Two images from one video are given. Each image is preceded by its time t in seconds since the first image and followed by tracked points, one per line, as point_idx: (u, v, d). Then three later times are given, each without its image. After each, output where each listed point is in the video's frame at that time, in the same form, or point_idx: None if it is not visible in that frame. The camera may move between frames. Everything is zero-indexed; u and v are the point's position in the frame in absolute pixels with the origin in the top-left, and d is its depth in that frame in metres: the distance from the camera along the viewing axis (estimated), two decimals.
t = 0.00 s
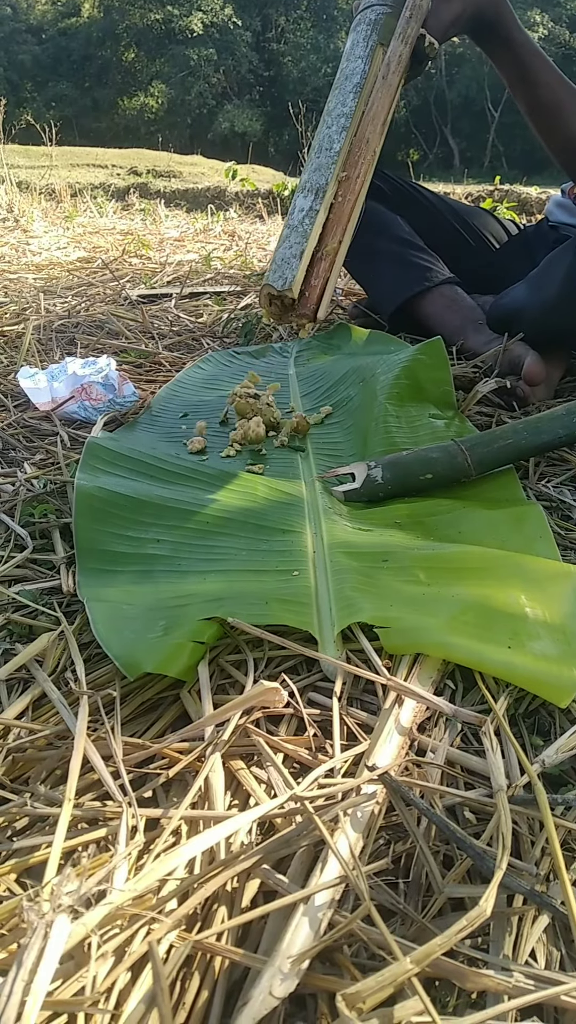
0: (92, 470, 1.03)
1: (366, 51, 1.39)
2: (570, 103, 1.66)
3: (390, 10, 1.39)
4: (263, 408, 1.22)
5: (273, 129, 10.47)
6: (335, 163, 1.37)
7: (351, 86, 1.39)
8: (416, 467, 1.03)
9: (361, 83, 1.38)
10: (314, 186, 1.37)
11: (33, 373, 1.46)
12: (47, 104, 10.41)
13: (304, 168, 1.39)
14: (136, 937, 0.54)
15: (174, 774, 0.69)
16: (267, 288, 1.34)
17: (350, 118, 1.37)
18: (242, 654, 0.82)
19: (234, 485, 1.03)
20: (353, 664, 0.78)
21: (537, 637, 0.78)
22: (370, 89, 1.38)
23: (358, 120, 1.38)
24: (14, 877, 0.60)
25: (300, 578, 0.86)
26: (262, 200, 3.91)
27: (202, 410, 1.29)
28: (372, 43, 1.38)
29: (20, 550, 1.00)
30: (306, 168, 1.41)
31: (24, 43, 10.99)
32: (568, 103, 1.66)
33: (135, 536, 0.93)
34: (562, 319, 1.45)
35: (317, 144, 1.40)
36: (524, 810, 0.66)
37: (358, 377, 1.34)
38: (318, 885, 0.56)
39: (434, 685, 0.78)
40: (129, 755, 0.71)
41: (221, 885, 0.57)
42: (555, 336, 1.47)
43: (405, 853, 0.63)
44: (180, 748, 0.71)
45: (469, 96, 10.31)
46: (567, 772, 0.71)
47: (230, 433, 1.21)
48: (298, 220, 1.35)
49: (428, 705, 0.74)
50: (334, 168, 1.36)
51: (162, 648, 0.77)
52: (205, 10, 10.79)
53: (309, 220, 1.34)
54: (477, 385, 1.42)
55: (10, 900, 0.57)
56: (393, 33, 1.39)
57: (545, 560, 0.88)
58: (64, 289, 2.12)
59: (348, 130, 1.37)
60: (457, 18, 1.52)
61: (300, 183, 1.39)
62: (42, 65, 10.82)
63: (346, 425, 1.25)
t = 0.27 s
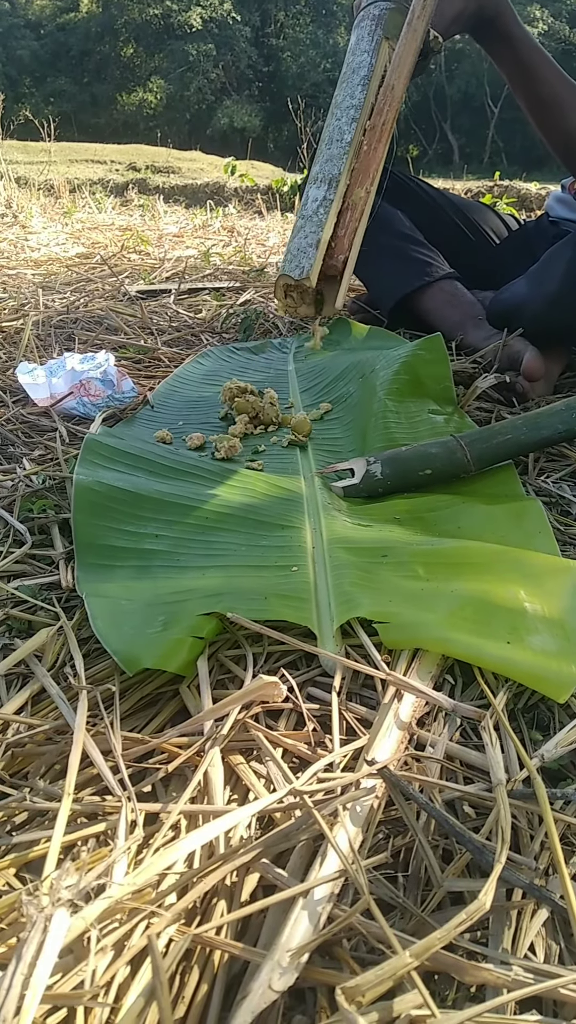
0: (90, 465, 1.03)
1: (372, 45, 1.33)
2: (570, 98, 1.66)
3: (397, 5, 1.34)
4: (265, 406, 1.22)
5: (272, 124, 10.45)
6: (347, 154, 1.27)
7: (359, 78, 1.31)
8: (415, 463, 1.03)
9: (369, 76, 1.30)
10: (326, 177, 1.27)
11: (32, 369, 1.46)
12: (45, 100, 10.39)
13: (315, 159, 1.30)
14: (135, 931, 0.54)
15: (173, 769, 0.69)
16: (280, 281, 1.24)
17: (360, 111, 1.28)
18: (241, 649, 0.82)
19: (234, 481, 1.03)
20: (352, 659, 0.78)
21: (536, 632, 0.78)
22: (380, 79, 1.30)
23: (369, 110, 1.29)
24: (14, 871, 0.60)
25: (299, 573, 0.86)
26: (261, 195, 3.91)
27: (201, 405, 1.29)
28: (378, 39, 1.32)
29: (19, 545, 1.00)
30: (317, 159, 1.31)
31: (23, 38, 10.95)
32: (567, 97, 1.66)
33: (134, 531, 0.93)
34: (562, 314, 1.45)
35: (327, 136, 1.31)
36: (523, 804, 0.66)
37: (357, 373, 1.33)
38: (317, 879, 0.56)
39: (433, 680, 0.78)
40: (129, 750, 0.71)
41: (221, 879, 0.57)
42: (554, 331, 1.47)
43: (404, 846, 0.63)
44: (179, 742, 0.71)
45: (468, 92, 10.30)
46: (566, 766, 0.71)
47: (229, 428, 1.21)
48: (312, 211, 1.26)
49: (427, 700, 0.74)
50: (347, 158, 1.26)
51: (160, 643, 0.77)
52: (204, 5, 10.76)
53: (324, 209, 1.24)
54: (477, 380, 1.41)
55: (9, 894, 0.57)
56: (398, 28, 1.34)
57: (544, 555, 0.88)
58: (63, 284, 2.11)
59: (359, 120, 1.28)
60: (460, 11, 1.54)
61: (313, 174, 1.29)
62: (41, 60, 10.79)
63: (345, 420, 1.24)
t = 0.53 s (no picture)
0: (90, 463, 1.03)
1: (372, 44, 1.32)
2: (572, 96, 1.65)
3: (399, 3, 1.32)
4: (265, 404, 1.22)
5: (272, 121, 10.43)
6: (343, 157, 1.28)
7: (357, 80, 1.31)
8: (415, 460, 1.03)
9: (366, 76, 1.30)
10: (321, 180, 1.29)
11: (32, 366, 1.45)
12: (45, 97, 10.38)
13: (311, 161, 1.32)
14: (135, 927, 0.54)
15: (173, 766, 0.69)
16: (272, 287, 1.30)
17: (357, 112, 1.28)
18: (241, 645, 0.82)
19: (233, 479, 1.02)
20: (352, 655, 0.78)
21: (537, 629, 0.78)
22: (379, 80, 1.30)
23: (366, 111, 1.29)
24: (13, 868, 0.60)
25: (299, 570, 0.86)
26: (261, 192, 3.90)
27: (201, 403, 1.29)
28: (378, 37, 1.31)
29: (19, 542, 1.00)
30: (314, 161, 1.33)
31: (22, 35, 10.93)
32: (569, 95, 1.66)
33: (134, 528, 0.93)
34: (562, 310, 1.45)
35: (324, 137, 1.33)
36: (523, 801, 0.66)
37: (357, 370, 1.33)
38: (317, 875, 0.56)
39: (433, 676, 0.78)
40: (129, 746, 0.71)
41: (221, 875, 0.57)
42: (555, 327, 1.47)
43: (404, 843, 0.63)
44: (179, 739, 0.71)
45: (468, 89, 10.28)
46: (567, 763, 0.71)
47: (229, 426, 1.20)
48: (306, 214, 1.29)
49: (427, 697, 0.74)
50: (342, 161, 1.27)
51: (160, 640, 0.77)
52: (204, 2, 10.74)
53: (316, 214, 1.27)
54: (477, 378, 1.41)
55: (9, 891, 0.57)
56: (400, 27, 1.33)
57: (545, 551, 0.88)
58: (62, 282, 2.11)
59: (356, 122, 1.28)
60: (466, 8, 1.53)
61: (308, 176, 1.32)
62: (41, 57, 10.77)
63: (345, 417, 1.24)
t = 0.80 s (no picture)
0: (90, 463, 1.03)
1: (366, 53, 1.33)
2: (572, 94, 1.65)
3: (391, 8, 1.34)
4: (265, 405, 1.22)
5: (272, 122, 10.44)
6: (335, 171, 1.28)
7: (350, 88, 1.31)
8: (415, 460, 1.03)
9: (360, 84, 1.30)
10: (313, 194, 1.28)
11: (32, 366, 1.46)
12: (45, 98, 10.39)
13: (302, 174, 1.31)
14: (135, 928, 0.54)
15: (173, 766, 0.69)
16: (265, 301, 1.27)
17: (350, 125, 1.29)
18: (241, 646, 0.82)
19: (233, 480, 1.02)
20: (352, 656, 0.78)
21: (536, 630, 0.78)
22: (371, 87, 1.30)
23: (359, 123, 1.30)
24: (14, 869, 0.60)
25: (300, 571, 0.86)
26: (262, 193, 3.90)
27: (202, 404, 1.29)
28: (371, 43, 1.33)
29: (19, 543, 1.00)
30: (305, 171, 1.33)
31: (22, 36, 10.94)
32: (568, 93, 1.66)
33: (134, 529, 0.93)
34: (562, 311, 1.45)
35: (316, 149, 1.32)
36: (523, 802, 0.66)
37: (358, 371, 1.33)
38: (318, 876, 0.56)
39: (433, 677, 0.78)
40: (129, 747, 0.71)
41: (221, 876, 0.57)
42: (555, 328, 1.47)
43: (404, 844, 0.63)
44: (179, 740, 0.71)
45: (468, 89, 10.28)
46: (567, 764, 0.71)
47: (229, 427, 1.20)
48: (297, 229, 1.28)
49: (427, 698, 0.74)
50: (333, 175, 1.27)
51: (160, 641, 0.77)
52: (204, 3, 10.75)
53: (308, 230, 1.26)
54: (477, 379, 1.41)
55: (9, 892, 0.57)
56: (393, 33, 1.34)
57: (544, 552, 0.88)
58: (63, 283, 2.11)
59: (348, 134, 1.29)
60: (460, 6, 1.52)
61: (300, 188, 1.31)
62: (41, 58, 10.77)
63: (345, 418, 1.24)
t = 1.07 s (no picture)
0: (91, 464, 1.03)
1: (358, 57, 1.39)
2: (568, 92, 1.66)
3: (383, 14, 1.40)
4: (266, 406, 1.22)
5: (273, 123, 10.44)
6: (332, 180, 1.40)
7: (345, 94, 1.40)
8: (416, 462, 1.03)
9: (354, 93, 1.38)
10: (312, 203, 1.41)
11: (33, 367, 1.46)
12: (46, 100, 10.40)
13: (301, 185, 1.43)
14: (136, 929, 0.54)
15: (174, 768, 0.69)
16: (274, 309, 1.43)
17: (346, 133, 1.38)
18: (242, 648, 0.82)
19: (234, 481, 1.03)
20: (353, 658, 0.78)
21: (537, 631, 0.78)
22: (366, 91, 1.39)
23: (354, 132, 1.39)
24: (14, 870, 0.60)
25: (300, 573, 0.86)
26: (263, 194, 3.90)
27: (203, 405, 1.29)
28: (364, 50, 1.39)
29: (20, 544, 1.00)
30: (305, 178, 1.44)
31: (23, 38, 10.94)
32: (565, 91, 1.66)
33: (134, 531, 0.93)
34: (564, 313, 1.45)
35: (314, 159, 1.43)
36: (523, 804, 0.66)
37: (358, 372, 1.33)
38: (318, 878, 0.56)
39: (433, 679, 0.78)
40: (129, 749, 0.71)
41: (222, 877, 0.57)
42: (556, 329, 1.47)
43: (405, 845, 0.63)
44: (180, 742, 0.71)
45: (469, 90, 10.29)
46: (567, 766, 0.71)
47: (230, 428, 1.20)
48: (299, 239, 1.42)
49: (428, 700, 0.74)
50: (330, 186, 1.39)
51: (161, 642, 0.77)
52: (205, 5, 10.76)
53: (309, 238, 1.40)
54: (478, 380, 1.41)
55: (10, 894, 0.57)
56: (384, 38, 1.41)
57: (545, 554, 0.89)
58: (64, 284, 2.11)
59: (344, 140, 1.39)
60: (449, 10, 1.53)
61: (300, 199, 1.43)
62: (41, 59, 10.78)
63: (346, 419, 1.24)
